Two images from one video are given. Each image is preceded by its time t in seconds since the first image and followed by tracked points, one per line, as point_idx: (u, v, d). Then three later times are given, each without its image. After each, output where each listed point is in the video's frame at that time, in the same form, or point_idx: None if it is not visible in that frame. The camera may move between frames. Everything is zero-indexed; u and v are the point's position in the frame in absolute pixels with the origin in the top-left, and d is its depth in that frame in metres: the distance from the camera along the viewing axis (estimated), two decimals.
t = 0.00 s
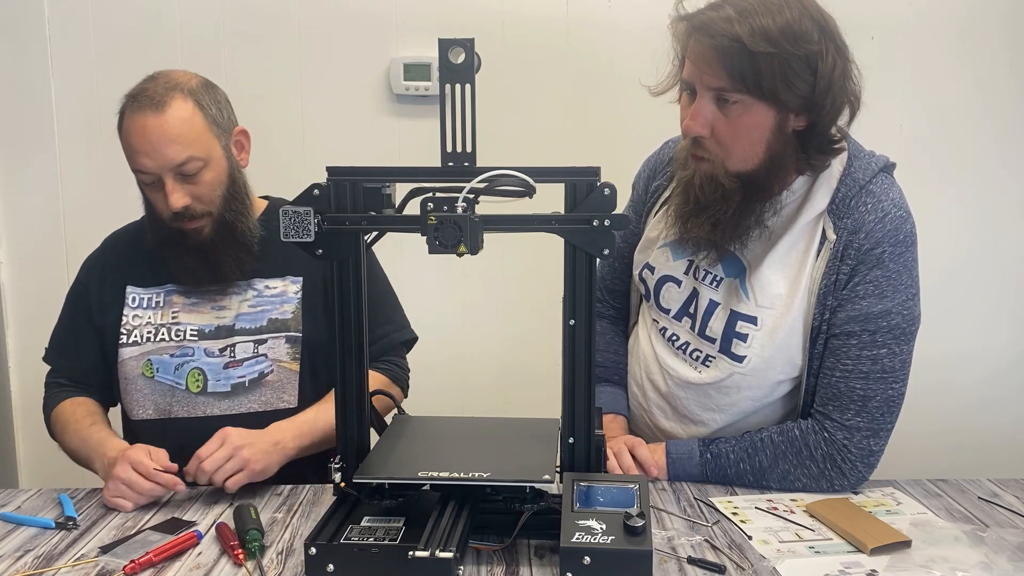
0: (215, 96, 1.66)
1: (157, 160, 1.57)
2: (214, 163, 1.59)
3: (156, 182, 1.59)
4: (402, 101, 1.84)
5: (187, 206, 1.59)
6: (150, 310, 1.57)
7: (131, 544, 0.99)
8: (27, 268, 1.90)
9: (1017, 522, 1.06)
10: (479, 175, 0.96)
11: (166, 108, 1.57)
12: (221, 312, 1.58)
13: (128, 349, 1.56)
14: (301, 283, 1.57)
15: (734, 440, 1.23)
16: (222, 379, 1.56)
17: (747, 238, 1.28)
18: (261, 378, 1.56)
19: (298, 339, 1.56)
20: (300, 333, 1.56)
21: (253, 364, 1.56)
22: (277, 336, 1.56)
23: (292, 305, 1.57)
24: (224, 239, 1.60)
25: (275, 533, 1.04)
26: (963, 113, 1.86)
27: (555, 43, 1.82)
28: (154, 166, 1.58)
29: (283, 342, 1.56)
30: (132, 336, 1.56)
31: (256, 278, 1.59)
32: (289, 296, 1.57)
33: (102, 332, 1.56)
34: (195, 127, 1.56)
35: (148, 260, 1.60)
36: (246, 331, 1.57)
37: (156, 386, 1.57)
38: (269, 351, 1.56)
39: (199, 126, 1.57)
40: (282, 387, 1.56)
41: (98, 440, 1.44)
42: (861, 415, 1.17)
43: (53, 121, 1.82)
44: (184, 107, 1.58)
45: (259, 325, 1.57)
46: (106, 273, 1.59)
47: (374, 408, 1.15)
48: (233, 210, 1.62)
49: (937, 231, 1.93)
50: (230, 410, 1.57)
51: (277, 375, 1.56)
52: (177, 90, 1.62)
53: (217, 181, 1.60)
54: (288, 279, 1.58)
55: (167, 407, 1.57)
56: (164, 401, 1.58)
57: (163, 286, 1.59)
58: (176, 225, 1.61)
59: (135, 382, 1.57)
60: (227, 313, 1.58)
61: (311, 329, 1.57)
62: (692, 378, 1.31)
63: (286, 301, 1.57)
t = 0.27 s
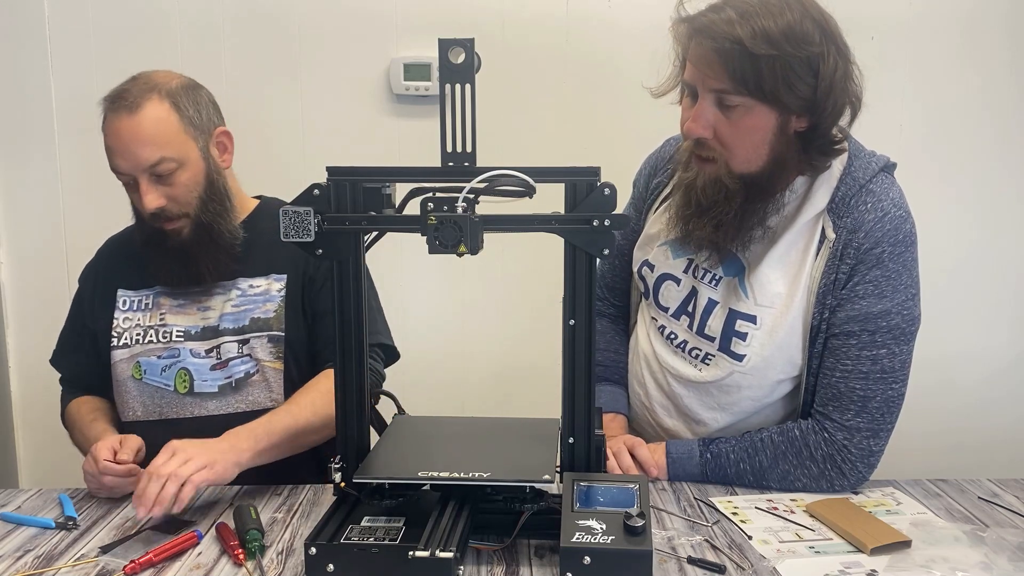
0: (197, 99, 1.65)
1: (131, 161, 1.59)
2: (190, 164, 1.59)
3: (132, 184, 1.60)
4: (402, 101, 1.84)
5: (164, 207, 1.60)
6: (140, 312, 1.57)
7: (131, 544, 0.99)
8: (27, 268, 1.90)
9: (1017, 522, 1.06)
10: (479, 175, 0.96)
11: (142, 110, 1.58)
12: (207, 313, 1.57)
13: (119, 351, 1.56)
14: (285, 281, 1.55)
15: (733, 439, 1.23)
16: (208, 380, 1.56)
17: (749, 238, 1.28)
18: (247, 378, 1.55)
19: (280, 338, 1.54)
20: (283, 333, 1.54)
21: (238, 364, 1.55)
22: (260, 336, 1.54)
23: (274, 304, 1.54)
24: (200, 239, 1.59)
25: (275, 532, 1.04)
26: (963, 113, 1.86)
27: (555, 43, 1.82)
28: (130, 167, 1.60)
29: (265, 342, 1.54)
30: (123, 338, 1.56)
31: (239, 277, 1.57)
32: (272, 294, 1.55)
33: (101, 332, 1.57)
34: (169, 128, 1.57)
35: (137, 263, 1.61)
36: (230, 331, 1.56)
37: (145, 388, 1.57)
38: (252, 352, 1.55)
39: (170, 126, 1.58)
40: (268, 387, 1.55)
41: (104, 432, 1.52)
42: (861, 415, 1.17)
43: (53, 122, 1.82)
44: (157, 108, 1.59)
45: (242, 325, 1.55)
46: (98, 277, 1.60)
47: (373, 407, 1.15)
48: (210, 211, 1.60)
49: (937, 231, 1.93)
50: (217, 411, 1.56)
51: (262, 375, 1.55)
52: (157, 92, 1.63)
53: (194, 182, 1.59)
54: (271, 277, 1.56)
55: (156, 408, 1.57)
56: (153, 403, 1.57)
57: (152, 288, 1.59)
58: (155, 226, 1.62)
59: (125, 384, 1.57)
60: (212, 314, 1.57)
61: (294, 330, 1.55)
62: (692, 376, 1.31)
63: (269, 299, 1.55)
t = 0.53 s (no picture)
0: (176, 95, 1.56)
1: (104, 162, 1.52)
2: (165, 167, 1.53)
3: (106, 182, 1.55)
4: (402, 101, 1.84)
5: (140, 210, 1.55)
6: (134, 311, 1.58)
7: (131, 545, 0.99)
8: (27, 268, 1.90)
9: (1017, 522, 1.06)
10: (479, 175, 0.96)
11: (115, 107, 1.51)
12: (197, 313, 1.56)
13: (114, 350, 1.57)
14: (276, 282, 1.55)
15: (734, 440, 1.24)
16: (198, 380, 1.55)
17: (750, 241, 1.28)
18: (237, 378, 1.54)
19: (268, 339, 1.54)
20: (271, 333, 1.54)
21: (229, 363, 1.54)
22: (249, 336, 1.53)
23: (264, 305, 1.54)
24: (177, 243, 1.55)
25: (275, 533, 1.04)
26: (963, 113, 1.86)
27: (555, 43, 1.82)
28: (104, 168, 1.54)
29: (254, 343, 1.53)
30: (117, 337, 1.57)
31: (230, 277, 1.56)
32: (263, 295, 1.55)
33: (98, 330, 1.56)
34: (141, 130, 1.50)
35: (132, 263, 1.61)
36: (220, 331, 1.54)
37: (137, 387, 1.56)
38: (242, 352, 1.54)
39: (145, 129, 1.50)
40: (259, 387, 1.54)
41: (98, 431, 1.50)
42: (862, 416, 1.17)
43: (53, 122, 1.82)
44: (131, 108, 1.50)
45: (231, 325, 1.54)
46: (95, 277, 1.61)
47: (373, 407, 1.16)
48: (186, 216, 1.55)
49: (936, 231, 1.93)
50: (206, 411, 1.55)
51: (253, 376, 1.54)
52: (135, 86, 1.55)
53: (169, 185, 1.54)
54: (263, 278, 1.56)
55: (147, 407, 1.56)
56: (144, 402, 1.56)
57: (146, 287, 1.59)
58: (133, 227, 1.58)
59: (119, 383, 1.57)
60: (201, 313, 1.56)
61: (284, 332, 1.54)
62: (692, 378, 1.31)
63: (259, 300, 1.54)
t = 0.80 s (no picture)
0: (170, 93, 1.57)
1: (100, 162, 1.53)
2: (160, 166, 1.53)
3: (104, 182, 1.56)
4: (402, 102, 1.84)
5: (137, 209, 1.56)
6: (132, 311, 1.58)
7: (131, 545, 0.99)
8: (27, 268, 1.90)
9: (1017, 522, 1.06)
10: (479, 175, 0.96)
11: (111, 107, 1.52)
12: (195, 313, 1.57)
13: (111, 350, 1.57)
14: (274, 283, 1.55)
15: (734, 440, 1.24)
16: (196, 380, 1.55)
17: (747, 244, 1.28)
18: (234, 378, 1.54)
19: (268, 339, 1.53)
20: (270, 333, 1.53)
21: (226, 364, 1.54)
22: (247, 337, 1.53)
23: (263, 306, 1.54)
24: (175, 243, 1.55)
25: (275, 532, 1.04)
26: (962, 113, 1.86)
27: (555, 43, 1.82)
28: (100, 168, 1.54)
29: (252, 343, 1.53)
30: (115, 337, 1.57)
31: (228, 278, 1.56)
32: (262, 295, 1.55)
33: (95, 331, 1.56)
34: (136, 129, 1.51)
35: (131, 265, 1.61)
36: (218, 331, 1.54)
37: (135, 387, 1.57)
38: (240, 352, 1.54)
39: (140, 128, 1.51)
40: (256, 387, 1.54)
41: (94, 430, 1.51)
42: (861, 416, 1.17)
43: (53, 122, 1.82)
44: (126, 108, 1.51)
45: (230, 326, 1.54)
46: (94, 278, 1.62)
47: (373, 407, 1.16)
48: (182, 214, 1.55)
49: (935, 232, 1.93)
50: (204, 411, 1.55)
51: (250, 376, 1.54)
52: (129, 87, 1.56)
53: (165, 184, 1.54)
54: (261, 279, 1.55)
55: (145, 407, 1.57)
56: (143, 402, 1.57)
57: (143, 287, 1.59)
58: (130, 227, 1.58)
59: (117, 383, 1.57)
60: (199, 314, 1.56)
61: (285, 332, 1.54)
62: (691, 379, 1.31)
63: (258, 300, 1.54)
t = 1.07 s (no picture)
0: (175, 92, 1.64)
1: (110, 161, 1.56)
2: (168, 163, 1.57)
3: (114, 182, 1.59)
4: (402, 102, 1.84)
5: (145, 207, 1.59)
6: (133, 313, 1.58)
7: (131, 545, 0.99)
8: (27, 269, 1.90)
9: (1017, 522, 1.06)
10: (479, 175, 0.96)
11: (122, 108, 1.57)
12: (199, 313, 1.57)
13: (112, 352, 1.57)
14: (281, 283, 1.55)
15: (733, 439, 1.24)
16: (201, 381, 1.56)
17: (755, 245, 1.27)
18: (240, 378, 1.55)
19: (276, 339, 1.55)
20: (279, 333, 1.54)
21: (233, 364, 1.55)
22: (255, 337, 1.54)
23: (271, 306, 1.55)
24: (182, 239, 1.58)
25: (275, 532, 1.04)
26: (962, 113, 1.86)
27: (554, 43, 1.82)
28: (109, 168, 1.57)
29: (261, 343, 1.55)
30: (116, 339, 1.57)
31: (234, 278, 1.57)
32: (268, 296, 1.55)
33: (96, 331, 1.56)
34: (144, 127, 1.55)
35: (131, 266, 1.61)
36: (225, 331, 1.55)
37: (138, 388, 1.57)
38: (247, 352, 1.55)
39: (150, 126, 1.55)
40: (262, 387, 1.55)
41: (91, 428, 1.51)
42: (861, 416, 1.17)
43: (53, 122, 1.82)
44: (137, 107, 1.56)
45: (237, 326, 1.55)
46: (90, 278, 1.61)
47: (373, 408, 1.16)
48: (190, 210, 1.58)
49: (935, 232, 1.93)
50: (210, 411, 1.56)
51: (256, 376, 1.55)
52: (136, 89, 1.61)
53: (173, 181, 1.57)
54: (267, 279, 1.56)
55: (150, 408, 1.58)
56: (147, 403, 1.58)
57: (145, 288, 1.59)
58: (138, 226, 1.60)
59: (119, 385, 1.57)
60: (204, 314, 1.57)
61: (295, 329, 1.55)
62: (692, 379, 1.31)
63: (265, 300, 1.55)
